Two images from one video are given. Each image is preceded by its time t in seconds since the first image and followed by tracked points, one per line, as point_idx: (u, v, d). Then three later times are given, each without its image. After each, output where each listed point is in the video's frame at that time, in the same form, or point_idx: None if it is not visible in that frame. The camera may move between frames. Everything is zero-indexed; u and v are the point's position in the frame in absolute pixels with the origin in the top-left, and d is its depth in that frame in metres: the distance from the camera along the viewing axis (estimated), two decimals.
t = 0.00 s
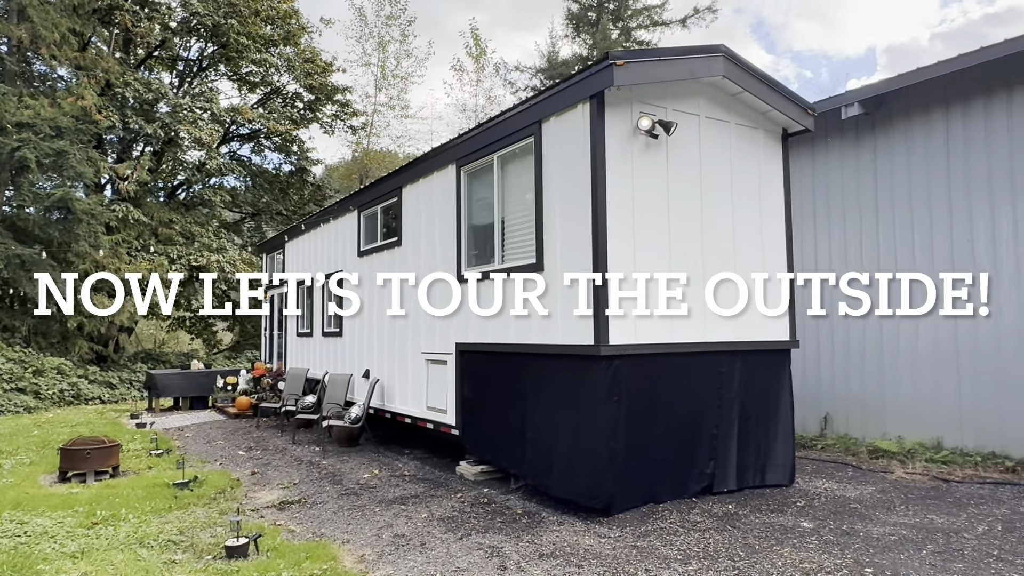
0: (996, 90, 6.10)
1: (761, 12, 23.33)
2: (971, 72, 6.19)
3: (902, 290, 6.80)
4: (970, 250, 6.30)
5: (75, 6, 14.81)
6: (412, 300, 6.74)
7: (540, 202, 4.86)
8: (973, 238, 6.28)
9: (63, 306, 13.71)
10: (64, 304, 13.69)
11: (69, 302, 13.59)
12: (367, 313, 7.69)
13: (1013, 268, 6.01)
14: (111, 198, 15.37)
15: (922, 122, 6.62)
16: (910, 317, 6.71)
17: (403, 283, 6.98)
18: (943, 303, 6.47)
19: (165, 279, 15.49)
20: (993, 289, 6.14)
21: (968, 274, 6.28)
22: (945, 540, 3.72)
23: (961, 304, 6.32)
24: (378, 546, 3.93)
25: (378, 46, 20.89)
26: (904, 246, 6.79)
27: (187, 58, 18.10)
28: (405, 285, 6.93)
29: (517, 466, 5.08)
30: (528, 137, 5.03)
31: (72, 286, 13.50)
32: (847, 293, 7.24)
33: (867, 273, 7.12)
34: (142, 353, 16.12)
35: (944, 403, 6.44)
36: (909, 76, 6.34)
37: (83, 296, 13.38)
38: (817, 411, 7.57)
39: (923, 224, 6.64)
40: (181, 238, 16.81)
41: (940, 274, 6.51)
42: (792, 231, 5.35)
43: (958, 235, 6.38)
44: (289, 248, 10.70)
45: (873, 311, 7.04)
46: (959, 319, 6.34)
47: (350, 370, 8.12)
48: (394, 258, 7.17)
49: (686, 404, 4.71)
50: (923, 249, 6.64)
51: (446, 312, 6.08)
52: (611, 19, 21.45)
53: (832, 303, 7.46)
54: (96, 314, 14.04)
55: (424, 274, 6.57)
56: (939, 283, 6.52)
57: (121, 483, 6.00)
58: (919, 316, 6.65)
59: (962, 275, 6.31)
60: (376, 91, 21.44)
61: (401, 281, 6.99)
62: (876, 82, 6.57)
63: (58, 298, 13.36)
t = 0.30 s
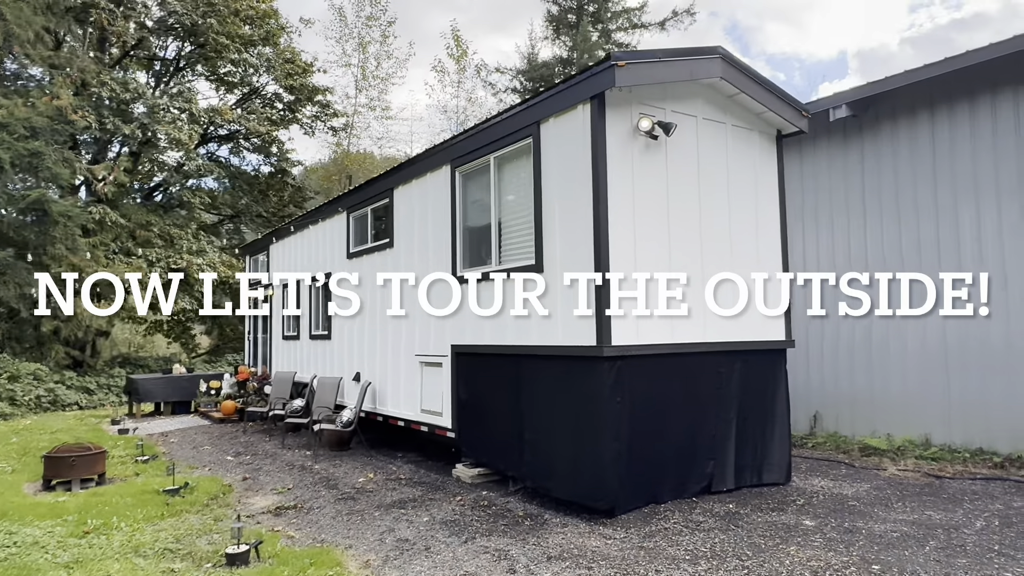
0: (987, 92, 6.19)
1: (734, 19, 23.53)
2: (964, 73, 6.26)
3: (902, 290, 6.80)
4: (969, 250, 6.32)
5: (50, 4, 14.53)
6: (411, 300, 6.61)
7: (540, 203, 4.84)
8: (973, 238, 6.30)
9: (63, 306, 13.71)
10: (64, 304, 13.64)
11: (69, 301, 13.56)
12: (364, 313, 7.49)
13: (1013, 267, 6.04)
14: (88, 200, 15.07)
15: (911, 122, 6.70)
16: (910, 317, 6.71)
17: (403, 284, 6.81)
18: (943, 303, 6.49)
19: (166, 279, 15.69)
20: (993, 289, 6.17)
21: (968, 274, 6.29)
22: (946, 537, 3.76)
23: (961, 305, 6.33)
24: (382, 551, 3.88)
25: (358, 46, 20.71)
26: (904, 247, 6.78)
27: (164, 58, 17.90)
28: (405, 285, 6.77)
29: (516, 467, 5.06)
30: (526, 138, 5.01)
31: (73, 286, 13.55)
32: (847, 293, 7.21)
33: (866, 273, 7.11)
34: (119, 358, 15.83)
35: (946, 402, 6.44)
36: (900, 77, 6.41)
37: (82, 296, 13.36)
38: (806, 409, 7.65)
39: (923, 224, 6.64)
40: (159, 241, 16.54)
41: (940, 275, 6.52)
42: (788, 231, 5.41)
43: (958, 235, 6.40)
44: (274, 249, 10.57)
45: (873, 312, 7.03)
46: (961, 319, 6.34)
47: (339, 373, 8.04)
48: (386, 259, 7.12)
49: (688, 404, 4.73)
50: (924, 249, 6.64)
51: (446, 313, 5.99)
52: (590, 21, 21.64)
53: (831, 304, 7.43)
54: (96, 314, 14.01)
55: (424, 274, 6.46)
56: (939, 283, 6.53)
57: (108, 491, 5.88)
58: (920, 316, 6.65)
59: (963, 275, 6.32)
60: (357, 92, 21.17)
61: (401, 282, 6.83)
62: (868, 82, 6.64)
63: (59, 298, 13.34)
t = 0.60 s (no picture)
0: (981, 93, 6.27)
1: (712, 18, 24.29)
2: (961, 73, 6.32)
3: (902, 290, 6.84)
4: (968, 250, 6.37)
5: None
6: (412, 300, 6.55)
7: (546, 202, 4.81)
8: (973, 238, 6.34)
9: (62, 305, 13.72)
10: (64, 303, 13.70)
11: (70, 301, 13.61)
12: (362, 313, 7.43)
13: (1012, 267, 6.09)
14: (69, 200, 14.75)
15: (906, 123, 6.78)
16: (910, 317, 6.75)
17: (403, 284, 6.75)
18: (943, 303, 6.53)
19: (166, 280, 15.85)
20: (993, 289, 6.21)
21: (968, 274, 6.34)
22: (956, 532, 3.80)
23: (961, 305, 6.38)
24: (393, 554, 3.84)
25: (342, 45, 20.45)
26: (904, 247, 6.82)
27: (144, 56, 17.64)
28: (405, 285, 6.71)
29: (521, 468, 5.03)
30: (531, 136, 4.99)
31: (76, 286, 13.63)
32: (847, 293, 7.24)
33: (866, 273, 7.14)
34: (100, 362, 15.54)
35: (947, 401, 6.47)
36: (896, 77, 6.47)
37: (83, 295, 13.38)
38: (801, 407, 7.72)
39: (922, 224, 6.69)
40: (142, 241, 16.26)
41: (940, 275, 6.56)
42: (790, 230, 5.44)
43: (957, 235, 6.44)
44: (263, 250, 10.47)
45: (873, 312, 7.06)
46: (961, 319, 6.38)
47: (334, 375, 7.97)
48: (383, 259, 7.07)
49: (695, 403, 4.74)
50: (924, 249, 6.68)
51: (445, 313, 5.95)
52: (574, 22, 21.81)
53: (832, 303, 7.45)
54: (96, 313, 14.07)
55: (423, 274, 6.41)
56: (939, 283, 6.57)
57: (102, 496, 5.76)
58: (920, 316, 6.69)
59: (963, 275, 6.37)
60: (341, 91, 20.93)
61: (401, 282, 6.77)
62: (864, 82, 6.70)
63: (60, 297, 13.42)
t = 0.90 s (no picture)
0: (976, 94, 6.34)
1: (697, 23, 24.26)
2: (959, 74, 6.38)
3: (902, 290, 6.91)
4: (968, 251, 6.42)
5: None
6: (412, 300, 6.52)
7: (557, 201, 4.78)
8: (972, 238, 6.41)
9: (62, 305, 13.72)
10: (64, 303, 13.68)
11: (70, 301, 13.61)
12: (362, 313, 7.35)
13: (1012, 267, 6.15)
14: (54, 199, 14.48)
15: (903, 123, 6.84)
16: (911, 317, 6.80)
17: (403, 284, 6.70)
18: (943, 303, 6.59)
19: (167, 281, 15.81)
20: (993, 289, 6.27)
21: (968, 274, 6.40)
22: (973, 528, 3.81)
23: (961, 304, 6.44)
24: (410, 555, 3.79)
25: (330, 44, 20.45)
26: (904, 247, 6.88)
27: (129, 54, 17.37)
28: (405, 285, 6.66)
29: (532, 468, 5.00)
30: (541, 134, 4.96)
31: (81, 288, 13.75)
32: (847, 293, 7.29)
33: (866, 273, 7.20)
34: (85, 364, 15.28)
35: (948, 400, 6.52)
36: (896, 78, 6.52)
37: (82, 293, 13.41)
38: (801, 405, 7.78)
39: (921, 224, 6.75)
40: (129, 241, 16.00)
41: (940, 275, 6.63)
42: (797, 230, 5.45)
43: (956, 235, 6.50)
44: (258, 248, 10.35)
45: (873, 311, 7.12)
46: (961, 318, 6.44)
47: (333, 375, 7.90)
48: (385, 258, 7.00)
49: (706, 401, 4.74)
50: (923, 249, 6.74)
51: (446, 312, 5.95)
52: (561, 21, 21.59)
53: (832, 303, 7.50)
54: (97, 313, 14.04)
55: (424, 274, 6.36)
56: (939, 283, 6.63)
57: (101, 500, 5.65)
58: (920, 316, 6.74)
59: (963, 275, 6.43)
60: (329, 91, 20.91)
61: (401, 282, 6.72)
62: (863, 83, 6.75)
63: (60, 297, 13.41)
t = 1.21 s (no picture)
0: (976, 94, 6.40)
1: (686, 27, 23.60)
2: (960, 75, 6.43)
3: (902, 290, 6.96)
4: (968, 251, 6.48)
5: None
6: (412, 300, 6.54)
7: (570, 200, 4.76)
8: (972, 239, 6.47)
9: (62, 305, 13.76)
10: (64, 304, 13.67)
11: (70, 301, 13.56)
12: (363, 313, 7.30)
13: (1012, 267, 6.21)
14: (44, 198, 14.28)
15: (904, 122, 6.89)
16: (911, 317, 6.85)
17: (402, 284, 6.72)
18: (943, 303, 6.64)
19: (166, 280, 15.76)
20: (993, 289, 6.33)
21: (968, 274, 6.45)
22: (990, 526, 3.83)
23: (961, 304, 6.49)
24: (429, 558, 3.75)
25: (321, 42, 20.23)
26: (905, 247, 6.93)
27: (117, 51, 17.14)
28: (405, 285, 6.68)
29: (545, 468, 4.97)
30: (553, 133, 4.93)
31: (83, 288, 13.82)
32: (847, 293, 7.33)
33: (866, 273, 7.24)
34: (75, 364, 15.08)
35: (949, 398, 6.57)
36: (898, 78, 6.56)
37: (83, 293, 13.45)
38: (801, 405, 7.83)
39: (922, 223, 6.80)
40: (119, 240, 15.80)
41: (940, 275, 6.68)
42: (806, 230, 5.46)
43: (957, 235, 6.56)
44: (255, 246, 10.25)
45: (873, 311, 7.17)
46: (961, 318, 6.50)
47: (334, 375, 7.82)
48: (388, 257, 6.95)
49: (721, 400, 4.73)
50: (924, 249, 6.79)
51: (444, 313, 6.03)
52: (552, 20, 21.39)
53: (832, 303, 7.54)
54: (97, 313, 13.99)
55: (424, 274, 6.40)
56: (939, 283, 6.69)
57: (104, 503, 5.56)
58: (921, 315, 6.79)
59: (963, 275, 6.48)
60: (320, 89, 20.71)
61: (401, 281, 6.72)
62: (864, 83, 6.80)
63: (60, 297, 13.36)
